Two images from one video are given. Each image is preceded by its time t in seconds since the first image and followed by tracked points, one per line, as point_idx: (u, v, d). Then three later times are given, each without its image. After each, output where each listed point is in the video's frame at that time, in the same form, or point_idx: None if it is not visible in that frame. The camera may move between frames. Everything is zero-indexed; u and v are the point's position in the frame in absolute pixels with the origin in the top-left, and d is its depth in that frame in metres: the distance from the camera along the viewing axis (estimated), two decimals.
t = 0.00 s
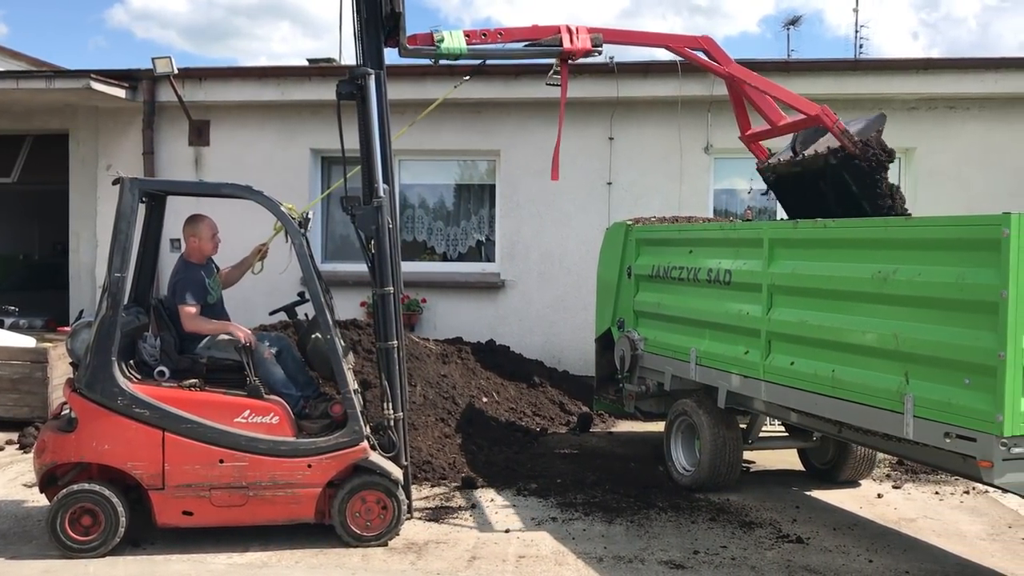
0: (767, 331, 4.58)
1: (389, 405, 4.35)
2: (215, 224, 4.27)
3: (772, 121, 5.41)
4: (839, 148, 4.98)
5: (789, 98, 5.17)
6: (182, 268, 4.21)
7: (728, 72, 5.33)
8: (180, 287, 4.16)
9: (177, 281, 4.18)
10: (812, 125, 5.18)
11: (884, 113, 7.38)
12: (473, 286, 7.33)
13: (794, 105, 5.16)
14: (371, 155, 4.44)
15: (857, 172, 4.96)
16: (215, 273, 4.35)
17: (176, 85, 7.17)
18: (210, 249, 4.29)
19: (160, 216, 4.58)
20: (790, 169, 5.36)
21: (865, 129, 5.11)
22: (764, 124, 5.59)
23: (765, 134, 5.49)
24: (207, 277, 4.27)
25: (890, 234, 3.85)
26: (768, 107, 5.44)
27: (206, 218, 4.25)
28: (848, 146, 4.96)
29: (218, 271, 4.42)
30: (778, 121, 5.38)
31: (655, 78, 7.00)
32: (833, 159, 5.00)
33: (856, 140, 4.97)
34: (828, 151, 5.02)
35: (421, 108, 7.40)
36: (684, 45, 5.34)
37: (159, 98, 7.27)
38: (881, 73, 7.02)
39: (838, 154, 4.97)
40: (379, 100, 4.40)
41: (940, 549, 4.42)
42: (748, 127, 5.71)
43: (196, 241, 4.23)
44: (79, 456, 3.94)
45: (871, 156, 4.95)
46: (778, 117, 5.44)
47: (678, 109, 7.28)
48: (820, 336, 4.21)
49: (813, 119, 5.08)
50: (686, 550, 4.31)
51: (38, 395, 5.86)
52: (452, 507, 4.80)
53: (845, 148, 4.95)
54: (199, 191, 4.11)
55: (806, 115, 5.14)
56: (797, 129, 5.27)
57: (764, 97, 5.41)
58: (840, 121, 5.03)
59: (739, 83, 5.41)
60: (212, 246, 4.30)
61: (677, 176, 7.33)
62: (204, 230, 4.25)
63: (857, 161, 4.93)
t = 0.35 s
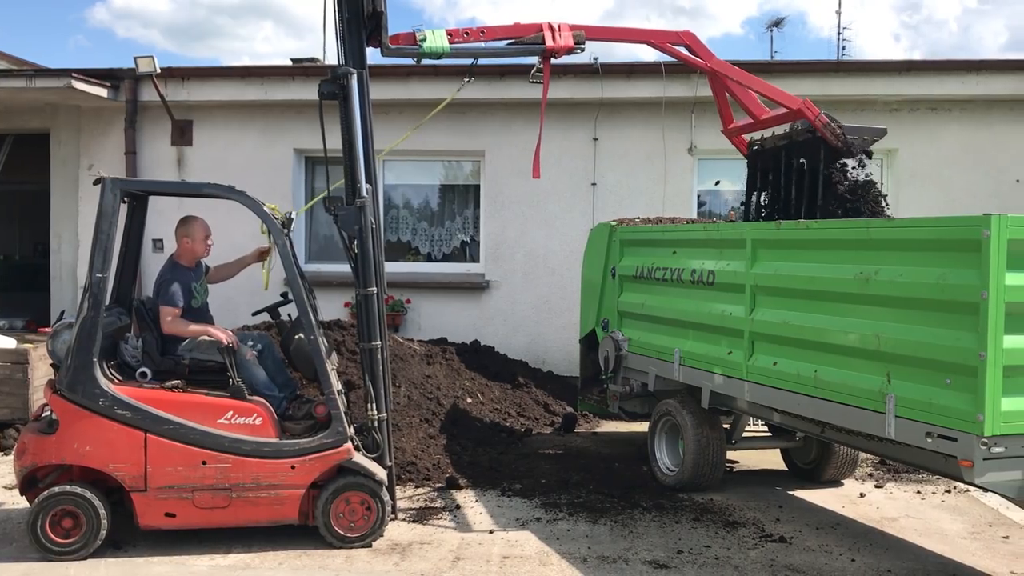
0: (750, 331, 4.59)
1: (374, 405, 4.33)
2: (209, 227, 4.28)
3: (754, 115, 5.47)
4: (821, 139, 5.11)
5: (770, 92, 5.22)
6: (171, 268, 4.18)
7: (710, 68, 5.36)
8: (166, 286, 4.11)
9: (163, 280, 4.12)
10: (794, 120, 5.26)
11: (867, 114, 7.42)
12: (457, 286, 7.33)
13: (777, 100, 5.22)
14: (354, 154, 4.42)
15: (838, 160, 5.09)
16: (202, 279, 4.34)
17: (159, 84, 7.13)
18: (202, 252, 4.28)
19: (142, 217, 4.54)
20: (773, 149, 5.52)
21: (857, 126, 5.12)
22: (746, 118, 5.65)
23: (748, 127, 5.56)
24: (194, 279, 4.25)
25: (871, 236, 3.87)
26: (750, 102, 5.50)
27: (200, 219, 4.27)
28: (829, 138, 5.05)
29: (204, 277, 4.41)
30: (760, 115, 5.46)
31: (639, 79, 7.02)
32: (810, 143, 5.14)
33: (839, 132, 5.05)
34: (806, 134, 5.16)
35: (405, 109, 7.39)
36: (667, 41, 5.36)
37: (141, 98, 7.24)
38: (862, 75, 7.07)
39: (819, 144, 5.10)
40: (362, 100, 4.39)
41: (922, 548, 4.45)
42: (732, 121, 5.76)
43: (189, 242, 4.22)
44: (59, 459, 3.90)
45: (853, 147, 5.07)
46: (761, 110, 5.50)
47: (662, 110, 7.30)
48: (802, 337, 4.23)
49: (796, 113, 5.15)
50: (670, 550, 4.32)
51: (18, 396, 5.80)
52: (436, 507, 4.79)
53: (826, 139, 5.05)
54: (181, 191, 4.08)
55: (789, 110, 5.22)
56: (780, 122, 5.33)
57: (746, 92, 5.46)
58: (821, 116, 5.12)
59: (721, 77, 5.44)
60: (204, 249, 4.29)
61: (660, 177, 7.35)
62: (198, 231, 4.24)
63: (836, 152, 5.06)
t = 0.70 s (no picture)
0: (740, 330, 4.60)
1: (364, 405, 4.32)
2: (219, 226, 4.31)
3: (745, 111, 5.47)
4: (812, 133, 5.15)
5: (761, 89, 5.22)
6: (178, 261, 4.17)
7: (701, 64, 5.33)
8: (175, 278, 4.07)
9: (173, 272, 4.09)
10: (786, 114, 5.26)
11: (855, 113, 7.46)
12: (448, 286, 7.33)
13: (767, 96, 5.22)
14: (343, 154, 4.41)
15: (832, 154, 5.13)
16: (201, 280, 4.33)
17: (147, 83, 7.12)
18: (211, 250, 4.31)
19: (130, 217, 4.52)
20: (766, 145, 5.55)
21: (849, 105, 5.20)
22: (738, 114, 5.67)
23: (740, 123, 5.56)
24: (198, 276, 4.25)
25: (859, 234, 3.89)
26: (741, 97, 5.49)
27: (210, 217, 4.29)
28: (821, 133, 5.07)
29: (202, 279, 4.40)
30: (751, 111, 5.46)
31: (628, 78, 7.03)
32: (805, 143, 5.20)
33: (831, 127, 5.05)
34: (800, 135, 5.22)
35: (396, 109, 7.38)
36: (657, 37, 5.35)
37: (130, 97, 7.22)
38: (850, 74, 7.10)
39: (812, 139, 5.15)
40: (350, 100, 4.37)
41: (912, 546, 4.46)
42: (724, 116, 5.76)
43: (199, 239, 4.24)
44: (48, 460, 3.88)
45: (845, 139, 5.08)
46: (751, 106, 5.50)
47: (652, 109, 7.31)
48: (792, 335, 4.24)
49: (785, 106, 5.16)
50: (660, 548, 4.32)
51: (6, 396, 5.78)
52: (427, 507, 4.78)
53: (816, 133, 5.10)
54: (169, 191, 4.07)
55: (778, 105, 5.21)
56: (771, 117, 5.35)
57: (736, 87, 5.44)
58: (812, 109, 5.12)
59: (712, 72, 5.42)
60: (212, 247, 4.32)
61: (650, 176, 7.36)
62: (208, 228, 4.27)
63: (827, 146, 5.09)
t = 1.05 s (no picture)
0: (738, 329, 4.60)
1: (364, 405, 4.33)
2: (216, 228, 4.28)
3: (744, 116, 5.42)
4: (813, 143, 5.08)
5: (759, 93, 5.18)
6: (174, 264, 4.17)
7: (700, 68, 5.35)
8: (168, 283, 4.10)
9: (166, 276, 4.12)
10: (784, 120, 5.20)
11: (853, 112, 7.47)
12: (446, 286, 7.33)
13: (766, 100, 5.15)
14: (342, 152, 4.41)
15: (831, 161, 5.15)
16: (201, 280, 4.35)
17: (145, 84, 7.12)
18: (208, 252, 4.29)
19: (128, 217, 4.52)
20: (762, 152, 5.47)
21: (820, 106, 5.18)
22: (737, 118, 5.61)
23: (740, 128, 5.52)
24: (195, 280, 4.24)
25: (858, 233, 3.88)
26: (740, 102, 5.44)
27: (207, 220, 4.27)
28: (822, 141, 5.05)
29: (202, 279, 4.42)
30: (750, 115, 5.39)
31: (626, 78, 7.03)
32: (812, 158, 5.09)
33: (828, 132, 5.05)
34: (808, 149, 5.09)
35: (394, 109, 7.38)
36: (656, 41, 5.36)
37: (128, 97, 7.22)
38: (848, 73, 7.11)
39: (813, 151, 5.08)
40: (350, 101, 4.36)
41: (911, 544, 4.46)
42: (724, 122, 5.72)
43: (195, 242, 4.22)
44: (47, 460, 3.88)
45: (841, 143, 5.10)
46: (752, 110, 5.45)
47: (650, 109, 7.31)
48: (791, 334, 4.23)
49: (785, 113, 5.05)
50: (659, 548, 4.33)
51: (5, 397, 5.78)
52: (426, 506, 4.79)
53: (816, 141, 5.05)
54: (168, 191, 4.07)
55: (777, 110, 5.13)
56: (770, 122, 5.29)
57: (736, 92, 5.41)
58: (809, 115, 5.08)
59: (712, 78, 5.42)
60: (209, 250, 4.29)
61: (649, 175, 7.36)
62: (205, 232, 4.25)
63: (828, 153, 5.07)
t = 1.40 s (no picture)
0: (742, 328, 4.59)
1: (367, 405, 4.32)
2: (214, 227, 4.27)
3: (746, 129, 5.44)
4: (814, 159, 5.01)
5: (762, 107, 5.18)
6: (175, 265, 4.19)
7: (702, 82, 5.41)
8: (169, 285, 4.10)
9: (167, 278, 4.12)
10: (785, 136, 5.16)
11: (856, 111, 7.46)
12: (449, 286, 7.33)
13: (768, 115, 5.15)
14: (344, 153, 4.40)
15: (832, 178, 5.03)
16: (203, 281, 4.35)
17: (148, 84, 7.12)
18: (207, 252, 4.28)
19: (132, 217, 4.52)
20: (764, 167, 5.42)
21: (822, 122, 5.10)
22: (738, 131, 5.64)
23: (741, 142, 5.52)
24: (196, 280, 4.24)
25: (862, 232, 3.88)
26: (742, 116, 5.48)
27: (205, 219, 4.26)
28: (824, 158, 4.97)
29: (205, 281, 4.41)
30: (751, 130, 5.41)
31: (629, 77, 7.02)
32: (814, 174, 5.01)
33: (830, 148, 4.98)
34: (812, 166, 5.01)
35: (396, 109, 7.38)
36: (659, 55, 5.38)
37: (130, 98, 7.22)
38: (850, 72, 7.11)
39: (813, 167, 5.00)
40: (353, 107, 4.35)
41: (914, 543, 4.46)
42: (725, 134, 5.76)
43: (194, 242, 4.21)
44: (51, 460, 3.89)
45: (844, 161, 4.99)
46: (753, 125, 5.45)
47: (653, 108, 7.31)
48: (794, 333, 4.23)
49: (786, 129, 5.06)
50: (663, 547, 4.32)
51: (8, 398, 5.78)
52: (430, 506, 4.79)
53: (817, 157, 4.98)
54: (170, 191, 4.06)
55: (779, 125, 5.12)
56: (771, 136, 5.26)
57: (738, 106, 5.44)
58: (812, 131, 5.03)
59: (714, 93, 5.47)
60: (208, 250, 4.28)
61: (652, 175, 7.36)
62: (204, 231, 4.24)
63: (829, 170, 4.98)
